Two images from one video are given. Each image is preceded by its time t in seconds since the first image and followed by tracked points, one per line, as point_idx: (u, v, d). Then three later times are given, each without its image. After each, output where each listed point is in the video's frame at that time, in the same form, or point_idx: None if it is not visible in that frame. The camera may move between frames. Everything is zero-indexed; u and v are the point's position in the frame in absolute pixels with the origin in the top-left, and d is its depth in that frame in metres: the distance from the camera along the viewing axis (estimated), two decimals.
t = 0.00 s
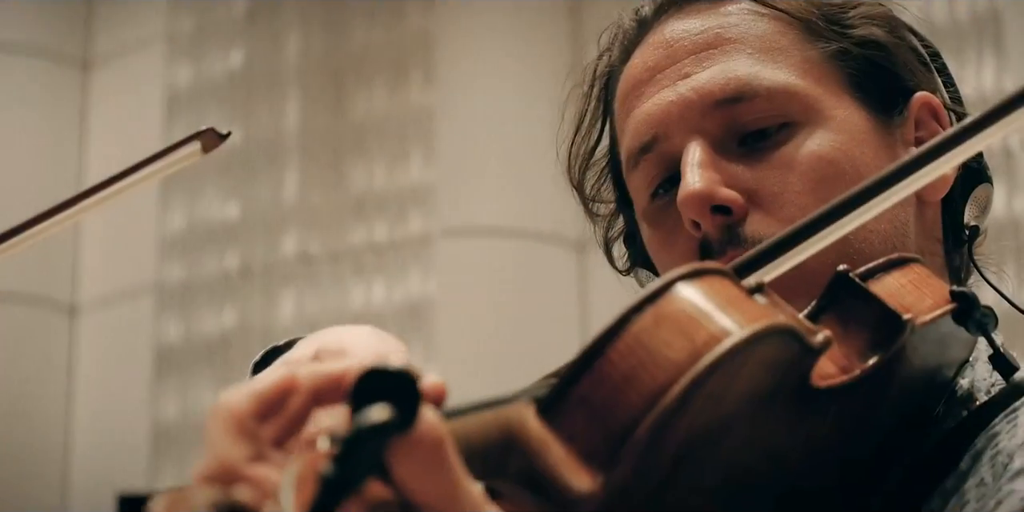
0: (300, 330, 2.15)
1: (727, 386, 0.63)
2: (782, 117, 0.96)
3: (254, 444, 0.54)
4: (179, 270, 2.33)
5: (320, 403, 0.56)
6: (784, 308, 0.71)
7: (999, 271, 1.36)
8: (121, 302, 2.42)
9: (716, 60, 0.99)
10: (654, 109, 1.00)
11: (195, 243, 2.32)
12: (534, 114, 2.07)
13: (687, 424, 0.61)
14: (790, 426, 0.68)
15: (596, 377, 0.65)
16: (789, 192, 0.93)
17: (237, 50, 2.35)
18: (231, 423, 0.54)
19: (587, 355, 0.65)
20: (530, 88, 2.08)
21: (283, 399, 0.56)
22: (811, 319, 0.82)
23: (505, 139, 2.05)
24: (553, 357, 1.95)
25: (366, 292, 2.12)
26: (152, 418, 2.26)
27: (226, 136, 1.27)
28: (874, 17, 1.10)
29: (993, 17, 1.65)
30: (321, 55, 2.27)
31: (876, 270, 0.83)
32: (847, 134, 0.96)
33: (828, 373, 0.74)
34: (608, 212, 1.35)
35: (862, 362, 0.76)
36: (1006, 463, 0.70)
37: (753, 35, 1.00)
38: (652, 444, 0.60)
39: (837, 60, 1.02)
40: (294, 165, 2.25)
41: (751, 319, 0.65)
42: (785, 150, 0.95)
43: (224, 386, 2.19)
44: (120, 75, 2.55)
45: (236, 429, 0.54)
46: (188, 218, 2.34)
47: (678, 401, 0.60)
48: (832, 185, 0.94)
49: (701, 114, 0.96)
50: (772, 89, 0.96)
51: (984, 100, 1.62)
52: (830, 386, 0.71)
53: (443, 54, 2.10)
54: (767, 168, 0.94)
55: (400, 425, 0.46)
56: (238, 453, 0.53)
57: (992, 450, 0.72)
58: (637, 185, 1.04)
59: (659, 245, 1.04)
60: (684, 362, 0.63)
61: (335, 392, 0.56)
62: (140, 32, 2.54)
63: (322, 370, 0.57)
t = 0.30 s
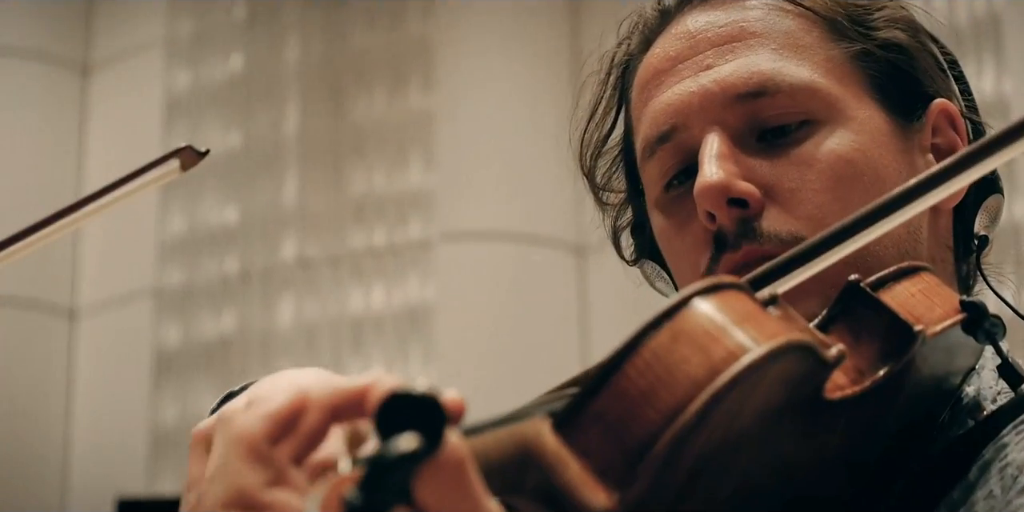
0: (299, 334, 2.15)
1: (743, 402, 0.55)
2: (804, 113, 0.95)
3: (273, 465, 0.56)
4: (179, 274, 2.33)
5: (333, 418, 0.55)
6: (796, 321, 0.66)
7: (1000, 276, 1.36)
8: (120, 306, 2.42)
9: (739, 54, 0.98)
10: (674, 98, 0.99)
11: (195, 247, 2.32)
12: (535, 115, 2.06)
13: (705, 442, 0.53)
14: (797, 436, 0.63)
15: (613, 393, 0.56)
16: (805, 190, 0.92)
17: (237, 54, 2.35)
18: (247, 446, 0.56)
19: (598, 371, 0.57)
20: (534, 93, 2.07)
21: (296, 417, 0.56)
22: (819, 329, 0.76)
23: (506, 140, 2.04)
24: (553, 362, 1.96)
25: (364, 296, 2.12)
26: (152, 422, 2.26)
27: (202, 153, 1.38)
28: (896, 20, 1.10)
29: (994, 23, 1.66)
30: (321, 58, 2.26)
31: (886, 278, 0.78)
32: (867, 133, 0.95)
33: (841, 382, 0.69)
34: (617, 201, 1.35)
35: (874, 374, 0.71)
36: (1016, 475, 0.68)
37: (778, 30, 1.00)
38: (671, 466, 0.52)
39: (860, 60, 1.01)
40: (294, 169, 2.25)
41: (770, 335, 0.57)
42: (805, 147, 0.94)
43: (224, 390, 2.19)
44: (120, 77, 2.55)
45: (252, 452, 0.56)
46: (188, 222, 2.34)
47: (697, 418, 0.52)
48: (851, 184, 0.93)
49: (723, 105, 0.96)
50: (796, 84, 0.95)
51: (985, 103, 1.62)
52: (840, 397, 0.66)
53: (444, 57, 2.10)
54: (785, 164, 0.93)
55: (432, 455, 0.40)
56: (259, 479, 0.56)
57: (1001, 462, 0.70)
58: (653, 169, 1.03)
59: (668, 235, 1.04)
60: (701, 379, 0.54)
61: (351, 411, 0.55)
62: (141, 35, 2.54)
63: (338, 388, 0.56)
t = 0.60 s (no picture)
0: (298, 339, 2.14)
1: (764, 414, 0.61)
2: (815, 116, 0.95)
3: (301, 481, 0.55)
4: (178, 279, 2.32)
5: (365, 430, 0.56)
6: (814, 331, 0.68)
7: (1000, 279, 1.36)
8: (121, 311, 2.42)
9: (751, 56, 0.98)
10: (684, 98, 1.00)
11: (194, 252, 2.31)
12: (538, 126, 2.11)
13: (724, 454, 0.60)
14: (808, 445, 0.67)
15: (638, 404, 0.62)
16: (816, 194, 0.92)
17: (237, 58, 2.35)
18: (273, 464, 0.55)
19: (629, 377, 0.63)
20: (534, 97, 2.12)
21: (323, 430, 0.55)
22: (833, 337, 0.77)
23: (508, 150, 2.08)
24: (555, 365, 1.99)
25: (364, 301, 2.11)
26: (152, 426, 2.26)
27: (176, 184, 1.36)
28: (907, 24, 1.09)
29: (994, 27, 1.66)
30: (321, 63, 2.27)
31: (898, 285, 0.78)
32: (878, 137, 0.95)
33: (856, 390, 0.72)
34: (623, 199, 1.35)
35: (884, 384, 0.73)
36: None
37: (789, 33, 1.00)
38: (693, 474, 0.59)
39: (871, 63, 1.01)
40: (293, 173, 2.24)
41: (792, 349, 0.63)
42: (815, 150, 0.94)
43: (223, 395, 2.19)
44: (120, 81, 2.55)
45: (279, 470, 0.55)
46: (188, 226, 2.33)
47: (721, 433, 0.59)
48: (861, 188, 0.93)
49: (733, 106, 0.96)
50: (808, 86, 0.95)
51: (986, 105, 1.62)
52: (856, 407, 0.70)
53: (445, 64, 2.13)
54: (795, 168, 0.93)
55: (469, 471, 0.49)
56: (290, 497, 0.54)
57: (1012, 472, 0.71)
58: (662, 168, 1.03)
59: (673, 234, 1.04)
60: (725, 393, 0.61)
61: (382, 422, 0.56)
62: (142, 39, 2.53)
63: (365, 400, 0.56)
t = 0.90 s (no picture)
0: (295, 346, 2.14)
1: (779, 423, 0.62)
2: (815, 125, 0.95)
3: (321, 492, 0.58)
4: (175, 285, 2.32)
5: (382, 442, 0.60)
6: (826, 341, 0.68)
7: (999, 285, 1.37)
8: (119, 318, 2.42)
9: (750, 64, 0.98)
10: (683, 106, 1.00)
11: (191, 259, 2.31)
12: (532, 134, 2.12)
13: (740, 462, 0.60)
14: (818, 450, 0.67)
15: (654, 413, 0.62)
16: (816, 204, 0.92)
17: (235, 65, 2.35)
18: (293, 477, 0.58)
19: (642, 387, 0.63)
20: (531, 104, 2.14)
21: (341, 441, 0.59)
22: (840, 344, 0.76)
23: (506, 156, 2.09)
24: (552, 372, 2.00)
25: (361, 308, 2.11)
26: (150, 433, 2.26)
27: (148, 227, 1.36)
28: (905, 30, 1.09)
29: (991, 33, 1.67)
30: (319, 70, 2.27)
31: (905, 293, 0.78)
32: (877, 145, 0.96)
33: (864, 398, 0.72)
34: (622, 207, 1.35)
35: (891, 392, 0.73)
36: None
37: (788, 41, 1.00)
38: (710, 482, 0.59)
39: (870, 71, 1.01)
40: (291, 180, 2.24)
41: (806, 359, 0.64)
42: (815, 159, 0.94)
43: (220, 402, 2.19)
44: (117, 88, 2.55)
45: (301, 482, 0.58)
46: (185, 232, 2.33)
47: (737, 444, 0.59)
48: (861, 196, 0.93)
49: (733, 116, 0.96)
50: (807, 95, 0.95)
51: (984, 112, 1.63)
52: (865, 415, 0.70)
53: (444, 68, 2.13)
54: (795, 177, 0.93)
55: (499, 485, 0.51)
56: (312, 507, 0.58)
57: (1016, 481, 0.72)
58: (661, 178, 1.03)
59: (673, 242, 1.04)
60: (741, 402, 0.61)
61: (398, 430, 0.60)
62: (139, 45, 2.54)
63: (381, 411, 0.60)
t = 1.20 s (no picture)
0: (288, 354, 2.14)
1: (781, 432, 0.63)
2: (808, 135, 0.96)
3: (328, 495, 0.61)
4: (169, 292, 2.32)
5: (387, 448, 0.62)
6: (826, 349, 0.69)
7: (991, 291, 1.38)
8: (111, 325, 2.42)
9: (742, 74, 0.99)
10: (676, 116, 1.00)
11: (184, 266, 2.32)
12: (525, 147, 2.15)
13: (742, 470, 0.61)
14: (815, 458, 0.68)
15: (657, 420, 0.63)
16: (809, 215, 0.93)
17: (227, 72, 2.35)
18: (301, 480, 0.60)
19: (644, 393, 0.63)
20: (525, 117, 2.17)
21: (348, 444, 0.62)
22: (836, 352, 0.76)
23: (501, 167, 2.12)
24: (547, 382, 2.04)
25: (354, 316, 2.11)
26: (142, 440, 2.26)
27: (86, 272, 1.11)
28: (900, 38, 1.09)
29: (984, 41, 1.69)
30: (312, 76, 2.27)
31: (903, 300, 0.78)
32: (870, 155, 0.96)
33: (862, 407, 0.73)
34: (617, 214, 1.35)
35: (888, 401, 0.73)
36: None
37: (781, 51, 1.00)
38: (712, 490, 0.60)
39: (863, 79, 1.01)
40: (284, 188, 2.24)
41: (808, 368, 0.64)
42: (808, 169, 0.94)
43: (213, 409, 2.19)
44: (111, 95, 2.55)
45: (309, 485, 0.60)
46: (179, 239, 2.34)
47: (739, 453, 0.60)
48: (854, 206, 0.94)
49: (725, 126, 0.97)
50: (799, 106, 0.96)
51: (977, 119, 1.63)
52: (865, 422, 0.71)
53: (439, 77, 2.15)
54: (788, 188, 0.94)
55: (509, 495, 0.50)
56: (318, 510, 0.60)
57: (1012, 490, 0.70)
58: (654, 186, 1.04)
59: (666, 249, 1.05)
60: (744, 411, 0.61)
61: (405, 435, 0.62)
62: (131, 52, 2.54)
63: (388, 416, 0.62)
